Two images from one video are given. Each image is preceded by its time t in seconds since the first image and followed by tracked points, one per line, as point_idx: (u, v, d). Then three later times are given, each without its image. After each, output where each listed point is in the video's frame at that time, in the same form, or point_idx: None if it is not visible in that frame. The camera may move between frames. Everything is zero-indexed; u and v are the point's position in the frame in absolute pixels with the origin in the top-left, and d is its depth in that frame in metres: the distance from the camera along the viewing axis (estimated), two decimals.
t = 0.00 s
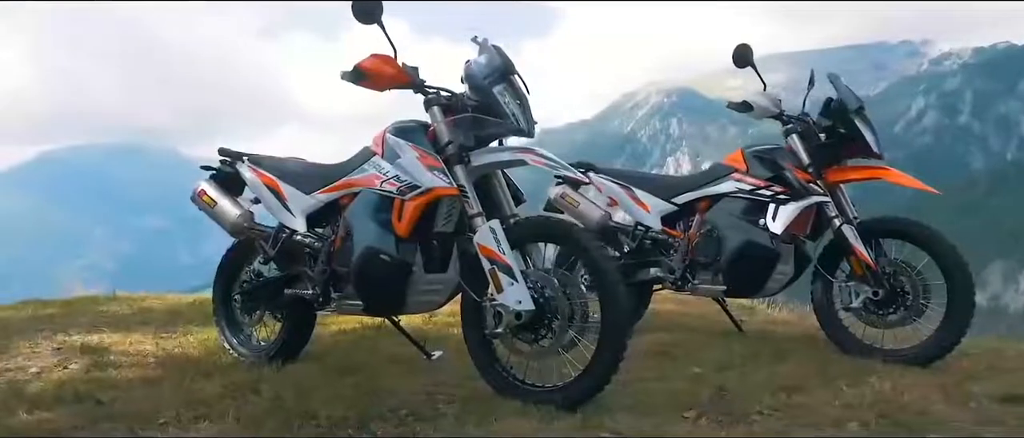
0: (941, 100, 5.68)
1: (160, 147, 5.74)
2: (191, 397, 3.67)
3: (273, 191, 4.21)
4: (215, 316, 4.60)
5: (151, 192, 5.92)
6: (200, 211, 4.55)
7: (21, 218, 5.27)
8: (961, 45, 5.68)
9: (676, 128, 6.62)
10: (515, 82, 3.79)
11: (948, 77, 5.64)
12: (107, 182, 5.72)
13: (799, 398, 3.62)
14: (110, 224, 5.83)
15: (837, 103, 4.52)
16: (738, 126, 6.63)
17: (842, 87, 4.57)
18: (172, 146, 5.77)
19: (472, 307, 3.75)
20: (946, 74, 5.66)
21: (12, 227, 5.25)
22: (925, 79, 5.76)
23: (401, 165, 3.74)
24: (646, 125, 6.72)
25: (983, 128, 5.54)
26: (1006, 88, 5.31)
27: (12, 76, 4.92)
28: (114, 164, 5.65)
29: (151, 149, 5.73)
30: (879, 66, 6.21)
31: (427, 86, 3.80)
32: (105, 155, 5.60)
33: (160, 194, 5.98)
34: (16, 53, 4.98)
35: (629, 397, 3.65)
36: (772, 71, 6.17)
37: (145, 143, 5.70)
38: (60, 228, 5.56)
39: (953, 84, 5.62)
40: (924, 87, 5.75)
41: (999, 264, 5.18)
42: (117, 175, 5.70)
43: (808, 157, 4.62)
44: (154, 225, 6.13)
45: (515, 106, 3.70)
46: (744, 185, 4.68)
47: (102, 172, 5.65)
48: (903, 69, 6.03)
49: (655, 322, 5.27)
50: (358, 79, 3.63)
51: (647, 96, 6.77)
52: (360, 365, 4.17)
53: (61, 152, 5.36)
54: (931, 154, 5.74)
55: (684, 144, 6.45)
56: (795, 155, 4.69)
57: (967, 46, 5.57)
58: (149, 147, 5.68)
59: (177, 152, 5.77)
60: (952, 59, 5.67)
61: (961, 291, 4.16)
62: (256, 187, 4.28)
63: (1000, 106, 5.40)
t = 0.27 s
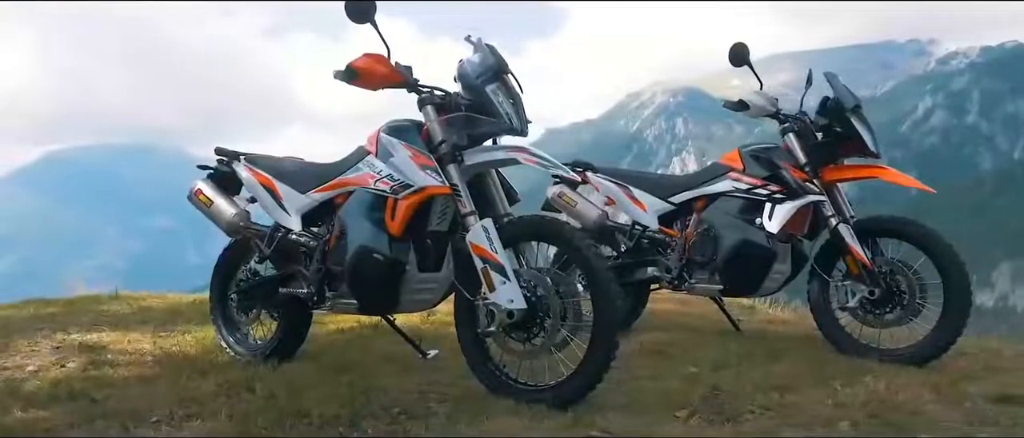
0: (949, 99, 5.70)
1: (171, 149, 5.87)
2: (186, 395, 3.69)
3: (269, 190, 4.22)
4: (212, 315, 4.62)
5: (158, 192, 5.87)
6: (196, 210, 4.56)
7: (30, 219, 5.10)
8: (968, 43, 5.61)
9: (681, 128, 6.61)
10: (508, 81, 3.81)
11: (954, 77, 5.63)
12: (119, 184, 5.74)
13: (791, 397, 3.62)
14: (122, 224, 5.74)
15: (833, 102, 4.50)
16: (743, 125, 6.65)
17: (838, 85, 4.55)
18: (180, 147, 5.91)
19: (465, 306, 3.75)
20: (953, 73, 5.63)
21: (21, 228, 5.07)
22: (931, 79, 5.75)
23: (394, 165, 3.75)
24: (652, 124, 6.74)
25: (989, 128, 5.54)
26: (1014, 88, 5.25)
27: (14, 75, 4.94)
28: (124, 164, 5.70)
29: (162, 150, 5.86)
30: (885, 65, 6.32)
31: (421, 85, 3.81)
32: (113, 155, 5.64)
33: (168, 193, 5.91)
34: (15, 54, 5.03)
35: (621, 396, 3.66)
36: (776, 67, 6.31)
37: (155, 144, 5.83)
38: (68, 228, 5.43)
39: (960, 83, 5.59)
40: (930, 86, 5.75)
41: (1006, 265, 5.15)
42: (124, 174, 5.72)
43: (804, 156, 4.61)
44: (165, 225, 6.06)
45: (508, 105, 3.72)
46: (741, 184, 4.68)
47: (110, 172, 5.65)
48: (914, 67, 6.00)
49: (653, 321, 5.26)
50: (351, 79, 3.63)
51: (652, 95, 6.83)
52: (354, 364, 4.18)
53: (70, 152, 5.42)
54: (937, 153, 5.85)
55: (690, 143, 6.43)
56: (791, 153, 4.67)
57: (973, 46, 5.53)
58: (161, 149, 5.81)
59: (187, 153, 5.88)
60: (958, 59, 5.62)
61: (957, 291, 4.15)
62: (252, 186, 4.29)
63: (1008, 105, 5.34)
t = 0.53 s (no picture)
0: (956, 98, 5.89)
1: (171, 150, 5.97)
2: (179, 393, 3.71)
3: (264, 190, 4.22)
4: (209, 314, 4.64)
5: (159, 190, 6.23)
6: (193, 209, 4.58)
7: (34, 219, 5.15)
8: (974, 43, 5.56)
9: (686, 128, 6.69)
10: (502, 80, 3.80)
11: (960, 77, 5.66)
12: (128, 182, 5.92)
13: (784, 397, 3.61)
14: (124, 223, 6.01)
15: (829, 100, 4.48)
16: (749, 125, 6.49)
17: (834, 84, 4.52)
18: (182, 147, 6.06)
19: (459, 306, 3.76)
20: (960, 73, 5.64)
21: (26, 228, 5.11)
22: (938, 78, 5.80)
23: (386, 164, 3.75)
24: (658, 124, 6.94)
25: (997, 127, 5.68)
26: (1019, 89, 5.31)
27: (13, 77, 4.95)
28: (125, 164, 5.76)
29: (162, 150, 5.92)
30: (893, 63, 6.36)
31: (414, 84, 3.81)
32: (114, 155, 5.68)
33: (167, 192, 6.25)
34: (17, 54, 5.05)
35: (612, 395, 3.66)
36: (783, 67, 6.39)
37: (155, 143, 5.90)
38: (76, 229, 5.58)
39: (967, 83, 5.63)
40: (938, 86, 5.82)
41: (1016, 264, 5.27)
42: (123, 173, 5.79)
43: (800, 155, 4.59)
44: (166, 225, 6.45)
45: (501, 104, 3.71)
46: (737, 183, 4.66)
47: (110, 172, 5.71)
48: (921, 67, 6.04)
49: (650, 321, 5.25)
50: (343, 79, 3.64)
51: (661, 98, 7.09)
52: (349, 362, 4.19)
53: (75, 153, 5.42)
54: (943, 152, 6.19)
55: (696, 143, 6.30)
56: (788, 153, 4.66)
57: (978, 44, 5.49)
58: (160, 149, 5.89)
59: (186, 153, 6.04)
60: (964, 58, 5.59)
61: (953, 291, 4.13)
62: (247, 186, 4.30)
63: (1015, 105, 5.43)
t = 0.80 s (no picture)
0: (964, 97, 5.67)
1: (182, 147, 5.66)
2: (176, 392, 3.72)
3: (261, 189, 4.24)
4: (207, 313, 4.66)
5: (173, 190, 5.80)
6: (191, 209, 4.60)
7: (42, 218, 5.17)
8: (982, 43, 5.60)
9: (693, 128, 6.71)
10: (496, 80, 3.79)
11: (970, 76, 5.59)
12: (127, 180, 5.55)
13: (778, 397, 3.60)
14: (133, 224, 5.58)
15: (827, 100, 4.47)
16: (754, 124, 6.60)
17: (832, 83, 4.51)
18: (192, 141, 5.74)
19: (453, 306, 3.78)
20: (968, 72, 5.60)
21: (33, 227, 5.13)
22: (947, 77, 5.74)
23: (382, 163, 3.77)
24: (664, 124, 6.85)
25: (1006, 126, 5.48)
26: None
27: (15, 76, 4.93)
28: (136, 164, 5.54)
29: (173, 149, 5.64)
30: (899, 61, 6.31)
31: (409, 84, 3.82)
32: (129, 153, 5.50)
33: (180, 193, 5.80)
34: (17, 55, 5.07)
35: (606, 395, 3.66)
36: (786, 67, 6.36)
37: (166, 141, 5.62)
38: (84, 230, 5.37)
39: (976, 82, 5.53)
40: (946, 85, 5.74)
41: None
42: (141, 176, 5.60)
43: (798, 155, 4.58)
44: (176, 224, 5.88)
45: (496, 104, 3.70)
46: (735, 183, 4.65)
47: (123, 171, 5.51)
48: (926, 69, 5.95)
49: (648, 321, 5.25)
50: (338, 79, 3.65)
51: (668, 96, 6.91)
52: (346, 362, 4.21)
53: (80, 152, 5.32)
54: (952, 152, 5.79)
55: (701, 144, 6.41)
56: (786, 153, 4.65)
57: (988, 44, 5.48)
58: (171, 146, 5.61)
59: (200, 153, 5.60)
60: (973, 57, 5.60)
61: (950, 292, 4.12)
62: (244, 186, 4.32)
63: None
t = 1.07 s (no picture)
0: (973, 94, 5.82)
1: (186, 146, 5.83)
2: (170, 391, 3.74)
3: (257, 189, 4.26)
4: (205, 312, 4.68)
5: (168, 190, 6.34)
6: (188, 209, 4.62)
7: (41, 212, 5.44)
8: (991, 40, 5.47)
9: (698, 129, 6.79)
10: (490, 80, 3.81)
11: (979, 74, 5.55)
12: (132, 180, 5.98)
13: (772, 397, 3.59)
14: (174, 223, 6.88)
15: (824, 99, 4.46)
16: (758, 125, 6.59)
17: (829, 82, 4.50)
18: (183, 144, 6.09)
19: (447, 305, 3.78)
20: (977, 71, 5.56)
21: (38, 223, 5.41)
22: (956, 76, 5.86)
23: (375, 163, 3.77)
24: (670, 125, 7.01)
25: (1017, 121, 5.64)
26: None
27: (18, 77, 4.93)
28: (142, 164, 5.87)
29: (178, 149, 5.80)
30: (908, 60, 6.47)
31: (404, 84, 3.83)
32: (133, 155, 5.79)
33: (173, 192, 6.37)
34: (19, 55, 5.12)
35: (599, 395, 3.66)
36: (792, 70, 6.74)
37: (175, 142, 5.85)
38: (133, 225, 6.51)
39: (984, 81, 5.51)
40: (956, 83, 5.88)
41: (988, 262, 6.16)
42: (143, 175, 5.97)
43: (795, 155, 4.57)
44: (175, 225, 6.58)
45: (489, 104, 3.72)
46: (732, 183, 4.62)
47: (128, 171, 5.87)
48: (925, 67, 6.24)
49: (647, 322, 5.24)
50: (331, 79, 3.66)
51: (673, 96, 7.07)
52: (342, 361, 4.22)
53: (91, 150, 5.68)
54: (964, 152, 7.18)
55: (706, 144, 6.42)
56: (784, 153, 4.64)
57: (995, 42, 5.39)
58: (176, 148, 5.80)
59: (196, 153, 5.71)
60: (983, 56, 5.51)
61: (948, 291, 4.10)
62: (241, 185, 4.34)
63: None
